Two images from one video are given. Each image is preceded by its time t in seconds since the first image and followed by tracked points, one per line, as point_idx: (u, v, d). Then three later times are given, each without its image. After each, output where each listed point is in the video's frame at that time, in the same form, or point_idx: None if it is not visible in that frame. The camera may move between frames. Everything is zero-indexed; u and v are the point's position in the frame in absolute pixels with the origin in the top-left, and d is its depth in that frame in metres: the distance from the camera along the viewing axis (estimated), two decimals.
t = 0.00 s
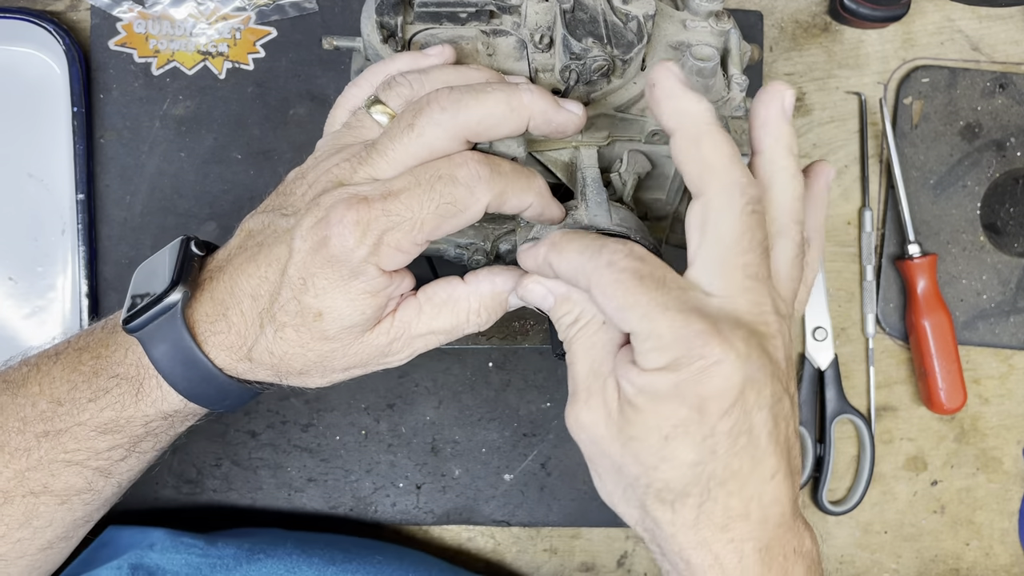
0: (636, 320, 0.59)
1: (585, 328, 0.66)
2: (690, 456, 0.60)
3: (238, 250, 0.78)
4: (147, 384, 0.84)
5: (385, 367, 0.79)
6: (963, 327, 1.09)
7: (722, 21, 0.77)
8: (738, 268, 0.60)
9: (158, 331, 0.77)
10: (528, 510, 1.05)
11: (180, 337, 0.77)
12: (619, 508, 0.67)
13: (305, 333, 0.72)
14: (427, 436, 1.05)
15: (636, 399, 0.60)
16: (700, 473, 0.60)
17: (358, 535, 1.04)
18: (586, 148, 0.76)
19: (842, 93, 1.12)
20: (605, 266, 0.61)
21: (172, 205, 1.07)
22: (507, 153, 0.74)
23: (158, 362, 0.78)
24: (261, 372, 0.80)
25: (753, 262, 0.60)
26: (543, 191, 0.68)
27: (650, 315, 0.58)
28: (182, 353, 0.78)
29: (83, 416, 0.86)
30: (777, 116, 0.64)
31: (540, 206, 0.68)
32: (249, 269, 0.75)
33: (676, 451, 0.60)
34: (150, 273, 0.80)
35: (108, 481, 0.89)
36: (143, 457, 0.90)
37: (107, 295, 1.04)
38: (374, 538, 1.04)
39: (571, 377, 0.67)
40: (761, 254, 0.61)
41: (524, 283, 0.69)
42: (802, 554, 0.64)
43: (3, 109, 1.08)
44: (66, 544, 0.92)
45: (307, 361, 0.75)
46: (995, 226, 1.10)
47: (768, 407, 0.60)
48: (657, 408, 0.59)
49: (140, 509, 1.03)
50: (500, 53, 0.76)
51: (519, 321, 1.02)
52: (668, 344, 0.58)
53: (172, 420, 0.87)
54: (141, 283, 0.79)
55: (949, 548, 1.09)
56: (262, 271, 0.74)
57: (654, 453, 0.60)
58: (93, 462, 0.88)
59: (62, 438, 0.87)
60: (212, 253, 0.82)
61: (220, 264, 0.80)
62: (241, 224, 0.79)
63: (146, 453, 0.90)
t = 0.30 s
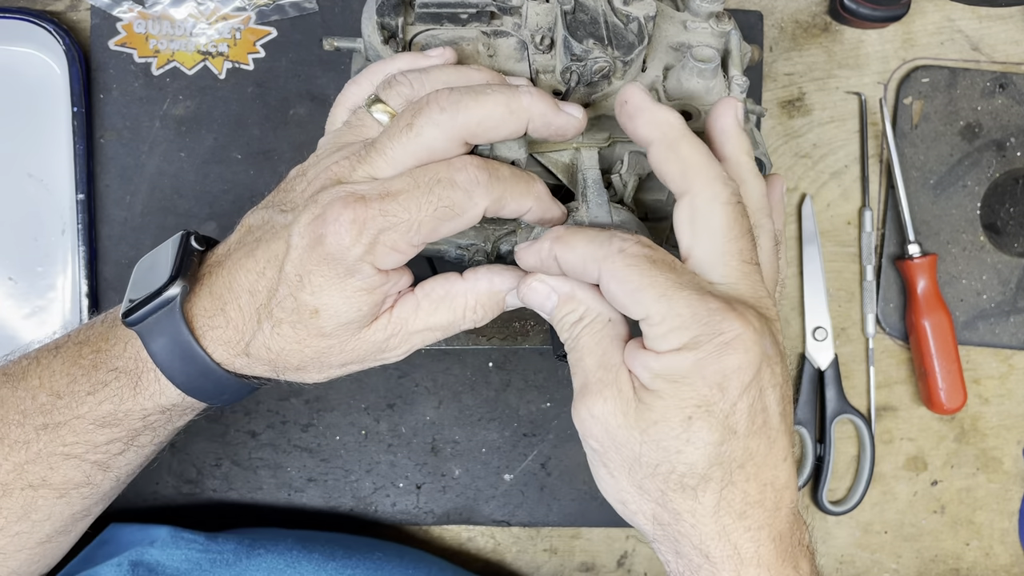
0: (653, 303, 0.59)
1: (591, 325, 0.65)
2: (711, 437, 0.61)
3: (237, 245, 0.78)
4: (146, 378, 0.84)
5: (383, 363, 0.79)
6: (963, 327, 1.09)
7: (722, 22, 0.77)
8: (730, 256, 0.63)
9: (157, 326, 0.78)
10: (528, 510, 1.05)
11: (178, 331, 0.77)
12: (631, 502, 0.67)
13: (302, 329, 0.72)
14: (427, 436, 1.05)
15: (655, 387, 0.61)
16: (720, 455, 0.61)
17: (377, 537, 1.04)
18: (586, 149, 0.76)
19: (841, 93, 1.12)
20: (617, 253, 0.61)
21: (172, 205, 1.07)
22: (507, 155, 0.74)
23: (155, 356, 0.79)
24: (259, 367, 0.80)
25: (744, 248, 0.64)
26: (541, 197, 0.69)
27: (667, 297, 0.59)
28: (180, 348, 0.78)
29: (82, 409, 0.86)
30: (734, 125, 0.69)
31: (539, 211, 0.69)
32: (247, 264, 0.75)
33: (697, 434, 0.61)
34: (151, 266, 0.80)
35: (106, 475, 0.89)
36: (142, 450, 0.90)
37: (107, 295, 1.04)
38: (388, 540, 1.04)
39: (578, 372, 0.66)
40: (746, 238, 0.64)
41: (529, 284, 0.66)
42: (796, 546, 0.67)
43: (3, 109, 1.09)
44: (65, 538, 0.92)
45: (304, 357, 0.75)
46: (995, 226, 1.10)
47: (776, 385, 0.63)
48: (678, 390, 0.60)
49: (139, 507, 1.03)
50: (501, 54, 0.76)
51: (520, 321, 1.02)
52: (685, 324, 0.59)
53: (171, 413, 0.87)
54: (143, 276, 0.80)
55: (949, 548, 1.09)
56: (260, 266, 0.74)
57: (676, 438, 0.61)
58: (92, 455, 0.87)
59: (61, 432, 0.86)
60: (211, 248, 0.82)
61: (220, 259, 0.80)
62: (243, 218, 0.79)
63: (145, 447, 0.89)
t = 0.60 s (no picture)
0: (634, 319, 0.59)
1: (582, 334, 0.66)
2: (688, 457, 0.60)
3: (236, 238, 0.79)
4: (143, 371, 0.84)
5: (378, 359, 0.80)
6: (963, 327, 1.09)
7: (722, 25, 0.77)
8: (717, 269, 0.64)
9: (155, 318, 0.78)
10: (528, 510, 1.05)
11: (175, 324, 0.77)
12: (612, 515, 0.68)
13: (299, 324, 0.72)
14: (427, 435, 1.05)
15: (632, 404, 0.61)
16: (695, 476, 0.61)
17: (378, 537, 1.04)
18: (585, 152, 0.75)
19: (842, 93, 1.12)
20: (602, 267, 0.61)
21: (172, 205, 1.06)
22: (507, 157, 0.74)
23: (153, 348, 0.79)
24: (255, 360, 0.80)
25: (729, 261, 0.64)
26: (541, 200, 0.68)
27: (647, 314, 0.59)
28: (177, 340, 0.78)
29: (80, 404, 0.86)
30: (698, 145, 0.69)
31: (539, 215, 0.69)
32: (246, 257, 0.76)
33: (673, 453, 0.61)
34: (146, 261, 0.80)
35: (106, 468, 0.89)
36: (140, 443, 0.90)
37: (107, 295, 1.04)
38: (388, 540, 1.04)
39: (566, 381, 0.66)
40: (732, 249, 0.64)
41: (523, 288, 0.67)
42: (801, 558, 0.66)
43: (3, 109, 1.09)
44: (64, 531, 0.92)
45: (301, 351, 0.76)
46: (995, 226, 1.10)
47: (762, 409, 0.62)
48: (655, 408, 0.60)
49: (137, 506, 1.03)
50: (501, 56, 0.76)
51: (519, 322, 1.00)
52: (664, 342, 0.59)
53: (168, 407, 0.87)
54: (137, 269, 0.80)
55: (950, 548, 1.09)
56: (258, 260, 0.74)
57: (650, 457, 0.61)
58: (91, 450, 0.88)
59: (60, 426, 0.86)
60: (209, 241, 0.83)
61: (218, 252, 0.80)
62: (243, 211, 0.79)
63: (143, 440, 0.90)
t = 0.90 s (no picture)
0: (651, 296, 0.59)
1: (590, 325, 0.65)
2: (707, 432, 0.59)
3: (233, 230, 0.79)
4: (140, 363, 0.84)
5: (374, 354, 0.79)
6: (963, 327, 1.09)
7: (722, 23, 0.77)
8: (721, 247, 0.63)
9: (152, 311, 0.78)
10: (528, 510, 1.05)
11: (172, 317, 0.78)
12: (635, 499, 0.67)
13: (295, 315, 0.73)
14: (427, 435, 1.05)
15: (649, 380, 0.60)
16: (717, 449, 0.60)
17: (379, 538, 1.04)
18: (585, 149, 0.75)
19: (841, 94, 1.12)
20: (615, 244, 0.61)
21: (172, 205, 1.06)
22: (507, 154, 0.73)
23: (149, 341, 0.79)
24: (251, 352, 0.80)
25: (731, 238, 0.63)
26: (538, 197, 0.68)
27: (660, 288, 0.59)
28: (174, 332, 0.78)
29: (77, 398, 0.86)
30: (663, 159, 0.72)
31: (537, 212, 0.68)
32: (243, 249, 0.76)
33: (692, 429, 0.59)
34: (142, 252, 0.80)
35: (105, 462, 0.89)
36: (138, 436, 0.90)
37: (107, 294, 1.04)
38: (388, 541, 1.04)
39: (578, 370, 0.66)
40: (729, 225, 0.64)
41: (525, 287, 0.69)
42: (826, 546, 0.65)
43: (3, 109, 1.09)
44: (64, 526, 0.92)
45: (297, 343, 0.76)
46: (995, 226, 1.10)
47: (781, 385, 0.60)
48: (672, 384, 0.59)
49: (138, 508, 1.03)
50: (500, 54, 0.76)
51: (519, 321, 1.00)
52: (677, 315, 0.59)
53: (165, 400, 0.88)
54: (133, 261, 0.80)
55: (949, 548, 1.09)
56: (255, 252, 0.75)
57: (671, 433, 0.60)
58: (89, 444, 0.88)
59: (58, 421, 0.86)
60: (205, 232, 0.83)
61: (214, 244, 0.81)
62: (241, 203, 0.80)
63: (142, 433, 0.90)
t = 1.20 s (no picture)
0: (604, 304, 0.57)
1: (577, 322, 0.64)
2: (661, 446, 0.56)
3: (232, 223, 0.80)
4: (137, 358, 0.84)
5: (364, 358, 0.79)
6: (963, 327, 1.09)
7: (722, 20, 0.77)
8: (692, 249, 0.59)
9: (149, 304, 0.78)
10: (528, 510, 1.05)
11: (169, 311, 0.78)
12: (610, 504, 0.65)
13: (287, 306, 0.72)
14: (427, 435, 1.05)
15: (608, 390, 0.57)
16: (671, 464, 0.57)
17: (378, 537, 1.04)
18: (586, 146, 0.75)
19: (842, 93, 1.12)
20: (581, 251, 0.60)
21: (172, 205, 1.06)
22: (506, 150, 0.73)
23: (145, 334, 0.79)
24: (244, 346, 0.80)
25: (705, 239, 0.59)
26: (536, 193, 0.68)
27: (614, 296, 0.57)
28: (169, 326, 0.78)
29: (76, 393, 0.86)
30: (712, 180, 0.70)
31: (535, 207, 0.68)
32: (239, 242, 0.76)
33: (646, 441, 0.57)
34: (140, 247, 0.81)
35: (104, 458, 0.89)
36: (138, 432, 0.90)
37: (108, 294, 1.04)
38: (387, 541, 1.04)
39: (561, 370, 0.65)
40: (709, 228, 0.60)
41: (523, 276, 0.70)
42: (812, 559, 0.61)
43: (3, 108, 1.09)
44: (65, 524, 0.92)
45: (286, 336, 0.76)
46: (995, 226, 1.10)
47: (749, 395, 0.56)
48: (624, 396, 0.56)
49: (138, 508, 1.03)
50: (500, 51, 0.76)
51: (519, 320, 1.00)
52: (629, 326, 0.56)
53: (164, 396, 0.88)
54: (132, 255, 0.81)
55: (949, 548, 1.09)
56: (252, 244, 0.75)
57: (627, 445, 0.58)
58: (89, 440, 0.88)
59: (57, 417, 0.86)
60: (204, 227, 0.83)
61: (212, 238, 0.81)
62: (240, 198, 0.81)
63: (141, 429, 0.90)
